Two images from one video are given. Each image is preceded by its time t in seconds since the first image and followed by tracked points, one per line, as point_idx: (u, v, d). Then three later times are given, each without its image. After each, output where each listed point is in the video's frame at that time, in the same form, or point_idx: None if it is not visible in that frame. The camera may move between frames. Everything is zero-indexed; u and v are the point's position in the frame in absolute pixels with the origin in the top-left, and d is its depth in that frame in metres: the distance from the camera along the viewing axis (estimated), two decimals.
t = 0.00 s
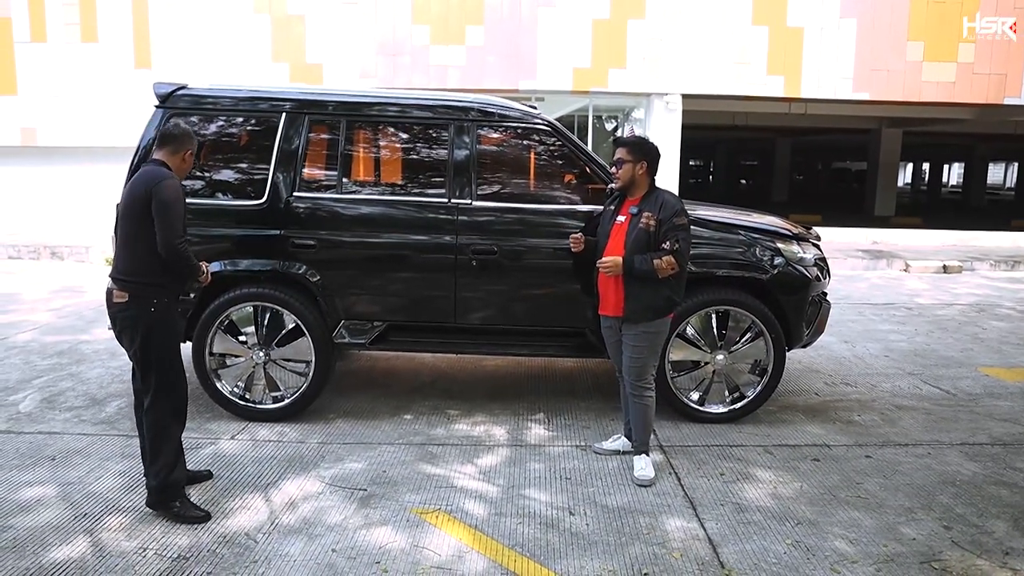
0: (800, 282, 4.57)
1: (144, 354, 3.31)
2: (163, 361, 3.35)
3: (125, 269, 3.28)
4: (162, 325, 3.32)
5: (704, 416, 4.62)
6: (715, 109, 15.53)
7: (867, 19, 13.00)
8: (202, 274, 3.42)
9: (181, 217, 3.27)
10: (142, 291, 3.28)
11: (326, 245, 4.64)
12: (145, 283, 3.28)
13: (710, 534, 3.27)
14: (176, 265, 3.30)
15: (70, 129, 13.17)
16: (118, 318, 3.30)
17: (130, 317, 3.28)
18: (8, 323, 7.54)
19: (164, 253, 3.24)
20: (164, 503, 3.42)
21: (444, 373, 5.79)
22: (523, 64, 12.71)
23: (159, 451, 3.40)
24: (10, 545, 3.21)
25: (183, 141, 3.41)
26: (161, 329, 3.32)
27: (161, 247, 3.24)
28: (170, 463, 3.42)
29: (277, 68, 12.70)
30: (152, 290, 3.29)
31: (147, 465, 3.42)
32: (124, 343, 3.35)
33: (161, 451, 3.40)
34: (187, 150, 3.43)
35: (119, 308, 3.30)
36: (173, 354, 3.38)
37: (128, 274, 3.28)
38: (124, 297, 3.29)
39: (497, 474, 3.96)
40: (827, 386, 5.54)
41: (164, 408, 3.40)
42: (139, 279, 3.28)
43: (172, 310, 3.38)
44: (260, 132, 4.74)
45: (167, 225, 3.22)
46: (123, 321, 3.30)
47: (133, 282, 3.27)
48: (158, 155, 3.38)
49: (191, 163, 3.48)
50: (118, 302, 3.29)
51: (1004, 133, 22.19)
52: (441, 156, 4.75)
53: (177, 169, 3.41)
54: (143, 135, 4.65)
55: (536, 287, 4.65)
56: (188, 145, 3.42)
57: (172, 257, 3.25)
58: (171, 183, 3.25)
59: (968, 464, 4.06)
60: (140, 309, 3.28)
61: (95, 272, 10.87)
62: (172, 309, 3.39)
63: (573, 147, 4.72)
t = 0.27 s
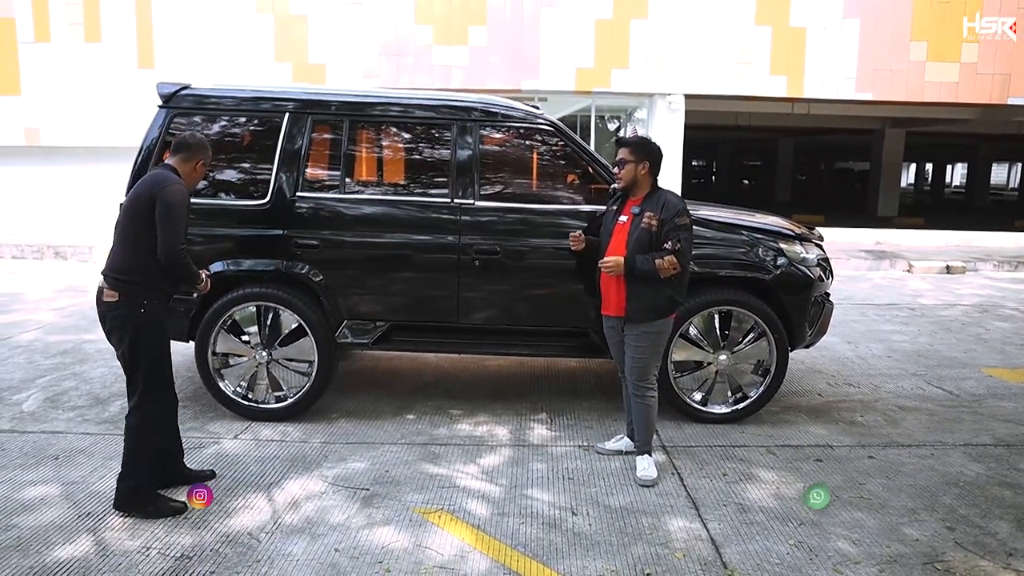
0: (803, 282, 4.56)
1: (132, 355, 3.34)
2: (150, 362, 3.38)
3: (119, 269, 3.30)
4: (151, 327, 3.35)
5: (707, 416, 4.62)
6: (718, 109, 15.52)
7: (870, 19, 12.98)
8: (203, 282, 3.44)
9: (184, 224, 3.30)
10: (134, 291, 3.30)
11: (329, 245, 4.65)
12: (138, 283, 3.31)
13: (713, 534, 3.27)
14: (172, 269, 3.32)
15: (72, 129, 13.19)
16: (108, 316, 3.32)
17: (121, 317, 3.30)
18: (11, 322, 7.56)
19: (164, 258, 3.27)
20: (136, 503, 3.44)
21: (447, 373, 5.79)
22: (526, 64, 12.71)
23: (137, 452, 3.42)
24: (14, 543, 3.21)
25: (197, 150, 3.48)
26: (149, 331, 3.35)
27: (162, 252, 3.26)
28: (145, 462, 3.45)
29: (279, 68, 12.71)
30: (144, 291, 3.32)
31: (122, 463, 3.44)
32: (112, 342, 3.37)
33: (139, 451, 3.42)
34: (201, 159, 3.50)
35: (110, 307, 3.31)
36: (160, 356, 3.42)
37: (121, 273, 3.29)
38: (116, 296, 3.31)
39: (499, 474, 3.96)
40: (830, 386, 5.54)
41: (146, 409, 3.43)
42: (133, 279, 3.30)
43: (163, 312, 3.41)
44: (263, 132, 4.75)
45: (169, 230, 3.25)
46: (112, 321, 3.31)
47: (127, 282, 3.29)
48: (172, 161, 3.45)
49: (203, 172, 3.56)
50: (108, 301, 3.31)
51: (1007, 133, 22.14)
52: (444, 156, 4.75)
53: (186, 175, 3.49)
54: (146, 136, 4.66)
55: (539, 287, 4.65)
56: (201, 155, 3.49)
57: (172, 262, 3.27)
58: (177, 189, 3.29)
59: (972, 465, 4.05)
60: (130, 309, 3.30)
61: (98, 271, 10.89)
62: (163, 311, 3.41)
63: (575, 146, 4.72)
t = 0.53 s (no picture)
0: (806, 283, 4.56)
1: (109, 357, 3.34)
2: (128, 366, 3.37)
3: (105, 273, 3.31)
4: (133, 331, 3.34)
5: (710, 417, 4.62)
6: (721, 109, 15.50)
7: (873, 19, 12.97)
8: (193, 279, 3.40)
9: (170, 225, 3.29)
10: (118, 296, 3.31)
11: (332, 245, 4.65)
12: (123, 287, 3.31)
13: (716, 534, 3.28)
14: (156, 272, 3.32)
15: (76, 129, 13.22)
16: (92, 319, 3.34)
17: (105, 321, 3.31)
18: (15, 322, 7.58)
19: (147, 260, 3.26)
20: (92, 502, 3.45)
21: (450, 373, 5.80)
22: (529, 65, 12.71)
23: (102, 451, 3.41)
24: (19, 542, 3.23)
25: (185, 149, 3.47)
26: (130, 335, 3.34)
27: (145, 254, 3.25)
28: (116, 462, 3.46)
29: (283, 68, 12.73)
30: (131, 295, 3.33)
31: (84, 459, 3.44)
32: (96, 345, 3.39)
33: (105, 451, 3.42)
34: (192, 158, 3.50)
35: (95, 311, 3.33)
36: (140, 360, 3.41)
37: (107, 277, 3.31)
38: (101, 300, 3.32)
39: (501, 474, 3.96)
40: (833, 387, 5.53)
41: (119, 412, 3.41)
42: (117, 283, 3.31)
43: (147, 316, 3.40)
44: (267, 132, 4.76)
45: (152, 232, 3.24)
46: (97, 324, 3.33)
47: (112, 286, 3.30)
48: (160, 161, 3.46)
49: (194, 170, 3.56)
50: (94, 305, 3.33)
51: (1011, 134, 22.10)
52: (447, 156, 4.75)
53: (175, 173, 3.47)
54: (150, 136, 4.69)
55: (542, 287, 4.65)
56: (190, 153, 3.48)
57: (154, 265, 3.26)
58: (161, 191, 3.28)
59: (976, 465, 4.05)
60: (114, 313, 3.31)
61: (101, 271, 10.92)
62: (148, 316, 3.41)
63: (579, 147, 4.72)
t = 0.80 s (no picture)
0: (809, 283, 4.56)
1: (86, 361, 3.31)
2: (104, 369, 3.33)
3: (76, 276, 3.29)
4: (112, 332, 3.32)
5: (714, 416, 4.61)
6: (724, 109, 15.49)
7: (876, 18, 12.95)
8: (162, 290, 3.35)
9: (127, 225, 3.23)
10: (88, 299, 3.28)
11: (335, 244, 4.66)
12: (92, 290, 3.28)
13: (719, 534, 3.28)
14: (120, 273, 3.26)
15: (80, 129, 13.25)
16: (69, 324, 3.33)
17: (78, 324, 3.30)
18: (19, 321, 7.59)
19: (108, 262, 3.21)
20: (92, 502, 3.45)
21: (453, 373, 5.81)
22: (531, 65, 12.72)
23: (90, 456, 3.39)
24: (24, 540, 3.23)
25: (155, 142, 3.37)
26: (102, 337, 3.30)
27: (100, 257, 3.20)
28: (111, 464, 3.43)
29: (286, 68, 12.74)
30: (101, 298, 3.29)
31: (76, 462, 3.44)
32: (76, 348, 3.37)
33: (94, 454, 3.39)
34: (165, 150, 3.40)
35: (71, 315, 3.33)
36: (119, 362, 3.37)
37: (77, 281, 3.29)
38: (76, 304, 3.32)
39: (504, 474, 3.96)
40: (836, 386, 5.53)
41: (103, 414, 3.39)
42: (87, 286, 3.27)
43: (123, 318, 3.35)
44: (270, 132, 4.77)
45: (108, 230, 3.19)
46: (72, 327, 3.32)
47: (82, 289, 3.28)
48: (131, 157, 3.38)
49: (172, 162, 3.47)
50: (70, 309, 3.33)
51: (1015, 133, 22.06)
52: (450, 156, 4.76)
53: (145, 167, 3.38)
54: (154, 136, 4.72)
55: (545, 286, 4.65)
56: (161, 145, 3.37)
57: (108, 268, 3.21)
58: (117, 189, 3.22)
59: (980, 465, 4.04)
60: (86, 316, 3.28)
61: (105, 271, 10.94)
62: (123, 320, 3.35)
63: (582, 146, 4.72)
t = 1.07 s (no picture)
0: (811, 283, 4.56)
1: (81, 363, 3.30)
2: (101, 370, 3.31)
3: (65, 280, 3.26)
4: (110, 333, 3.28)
5: (716, 416, 4.61)
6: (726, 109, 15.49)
7: (878, 18, 12.94)
8: (121, 310, 3.24)
9: (103, 229, 3.16)
10: (77, 301, 3.24)
11: (338, 244, 4.67)
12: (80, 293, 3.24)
13: (721, 534, 3.28)
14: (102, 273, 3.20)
15: (83, 129, 13.28)
16: (62, 327, 3.31)
17: (71, 327, 3.27)
18: (23, 321, 7.61)
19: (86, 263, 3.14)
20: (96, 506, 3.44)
21: (456, 373, 5.82)
22: (534, 65, 12.72)
23: (89, 456, 3.39)
24: (28, 539, 3.25)
25: (137, 138, 3.38)
26: (93, 339, 3.26)
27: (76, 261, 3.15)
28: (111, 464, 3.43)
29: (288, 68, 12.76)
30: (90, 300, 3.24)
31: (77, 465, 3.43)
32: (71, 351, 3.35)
33: (94, 454, 3.38)
34: (150, 146, 3.41)
35: (64, 319, 3.30)
36: (115, 362, 3.35)
37: (66, 284, 3.26)
38: (66, 308, 3.29)
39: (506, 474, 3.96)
40: (838, 387, 5.53)
41: (102, 415, 3.38)
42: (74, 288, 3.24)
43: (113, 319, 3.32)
44: (273, 132, 4.78)
45: (86, 229, 3.13)
46: (65, 331, 3.29)
47: (71, 292, 3.25)
48: (113, 155, 3.36)
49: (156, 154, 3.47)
50: (61, 312, 3.30)
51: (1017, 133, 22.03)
52: (453, 157, 4.76)
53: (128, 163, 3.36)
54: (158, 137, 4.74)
55: (547, 286, 4.65)
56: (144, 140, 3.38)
57: (84, 280, 3.13)
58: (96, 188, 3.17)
59: (982, 465, 4.04)
60: (77, 319, 3.25)
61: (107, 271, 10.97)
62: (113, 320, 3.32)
63: (584, 147, 4.73)
